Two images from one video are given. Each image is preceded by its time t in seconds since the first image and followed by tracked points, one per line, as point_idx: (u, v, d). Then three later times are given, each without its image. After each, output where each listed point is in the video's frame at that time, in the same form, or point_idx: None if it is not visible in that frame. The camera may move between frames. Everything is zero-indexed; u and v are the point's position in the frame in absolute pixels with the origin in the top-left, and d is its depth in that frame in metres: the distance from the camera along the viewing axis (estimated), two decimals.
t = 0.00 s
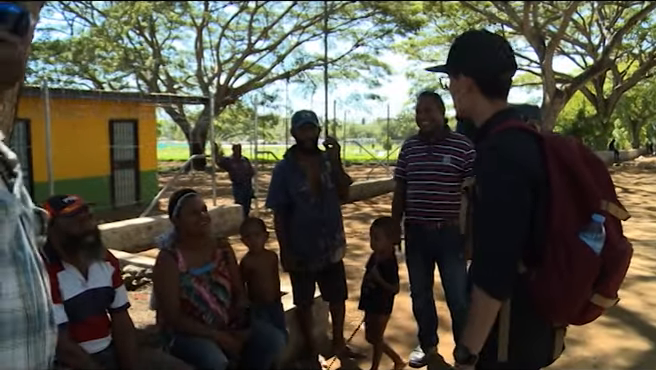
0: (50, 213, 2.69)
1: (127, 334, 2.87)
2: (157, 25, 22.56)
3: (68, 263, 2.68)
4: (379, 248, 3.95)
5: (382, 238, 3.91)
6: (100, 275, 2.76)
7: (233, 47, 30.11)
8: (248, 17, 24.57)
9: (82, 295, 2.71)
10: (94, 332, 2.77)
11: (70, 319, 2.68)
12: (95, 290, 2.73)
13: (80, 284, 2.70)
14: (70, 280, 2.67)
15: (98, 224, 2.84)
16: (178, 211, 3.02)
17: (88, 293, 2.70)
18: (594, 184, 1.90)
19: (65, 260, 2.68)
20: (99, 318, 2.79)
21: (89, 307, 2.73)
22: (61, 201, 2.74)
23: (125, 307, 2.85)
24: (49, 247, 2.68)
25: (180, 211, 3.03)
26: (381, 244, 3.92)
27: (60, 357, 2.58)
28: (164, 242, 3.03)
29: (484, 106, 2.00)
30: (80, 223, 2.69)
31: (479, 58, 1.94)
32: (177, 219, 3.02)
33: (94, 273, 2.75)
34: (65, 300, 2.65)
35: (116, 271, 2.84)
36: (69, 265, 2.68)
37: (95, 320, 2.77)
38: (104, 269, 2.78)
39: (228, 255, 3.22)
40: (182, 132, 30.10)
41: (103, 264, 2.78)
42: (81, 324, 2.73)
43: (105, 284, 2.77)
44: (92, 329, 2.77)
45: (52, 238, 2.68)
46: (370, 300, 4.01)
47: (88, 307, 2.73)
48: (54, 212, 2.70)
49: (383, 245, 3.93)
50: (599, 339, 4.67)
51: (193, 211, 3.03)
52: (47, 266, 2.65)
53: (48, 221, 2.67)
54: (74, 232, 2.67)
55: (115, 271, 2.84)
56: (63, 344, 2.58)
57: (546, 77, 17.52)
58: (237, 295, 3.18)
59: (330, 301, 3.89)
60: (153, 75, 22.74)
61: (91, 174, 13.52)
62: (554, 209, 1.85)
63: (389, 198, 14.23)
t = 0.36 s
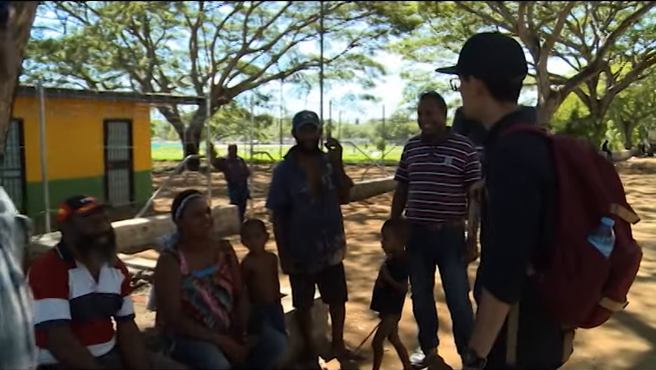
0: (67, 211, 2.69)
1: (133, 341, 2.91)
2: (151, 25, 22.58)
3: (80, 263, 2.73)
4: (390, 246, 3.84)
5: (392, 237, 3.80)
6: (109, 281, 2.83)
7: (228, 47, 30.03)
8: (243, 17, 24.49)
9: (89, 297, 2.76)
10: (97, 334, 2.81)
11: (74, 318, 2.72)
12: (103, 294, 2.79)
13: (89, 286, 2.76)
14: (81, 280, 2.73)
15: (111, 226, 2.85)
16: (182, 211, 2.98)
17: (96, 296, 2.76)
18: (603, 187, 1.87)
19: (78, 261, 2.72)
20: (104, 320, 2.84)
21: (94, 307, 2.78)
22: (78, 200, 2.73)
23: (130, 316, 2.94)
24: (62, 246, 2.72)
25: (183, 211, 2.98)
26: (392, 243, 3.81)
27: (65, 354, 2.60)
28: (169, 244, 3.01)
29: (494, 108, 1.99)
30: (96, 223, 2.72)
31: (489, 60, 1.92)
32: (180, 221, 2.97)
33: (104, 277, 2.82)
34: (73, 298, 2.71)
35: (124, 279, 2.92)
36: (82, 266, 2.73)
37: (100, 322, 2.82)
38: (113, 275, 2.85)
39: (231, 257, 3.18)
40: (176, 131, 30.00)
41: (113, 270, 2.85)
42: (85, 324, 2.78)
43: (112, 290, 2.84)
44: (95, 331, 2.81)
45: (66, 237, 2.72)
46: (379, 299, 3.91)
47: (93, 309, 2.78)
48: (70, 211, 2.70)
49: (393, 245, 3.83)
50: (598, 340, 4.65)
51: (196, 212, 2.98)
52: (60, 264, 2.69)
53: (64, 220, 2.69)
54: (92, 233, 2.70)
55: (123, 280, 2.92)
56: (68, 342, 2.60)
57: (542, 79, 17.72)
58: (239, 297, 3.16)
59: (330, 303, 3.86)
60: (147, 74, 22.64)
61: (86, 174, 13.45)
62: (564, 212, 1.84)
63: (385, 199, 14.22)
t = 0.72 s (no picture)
0: (63, 211, 2.71)
1: (124, 345, 2.90)
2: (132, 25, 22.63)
3: (76, 264, 2.67)
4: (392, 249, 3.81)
5: (393, 242, 3.80)
6: (102, 284, 2.79)
7: (209, 48, 29.89)
8: (225, 17, 24.38)
9: (84, 300, 2.72)
10: (93, 340, 2.77)
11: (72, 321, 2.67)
12: (96, 297, 2.76)
13: (84, 287, 2.72)
14: (77, 281, 2.68)
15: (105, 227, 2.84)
16: (173, 214, 2.99)
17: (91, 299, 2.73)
18: (592, 198, 1.85)
19: (74, 262, 2.67)
20: (99, 323, 2.80)
21: (89, 309, 2.75)
22: (75, 202, 2.75)
23: (121, 319, 2.90)
24: (57, 247, 2.68)
25: (175, 214, 3.00)
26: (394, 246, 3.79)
27: (66, 356, 2.55)
28: (158, 247, 3.00)
29: (491, 113, 1.96)
30: (93, 224, 2.72)
31: (484, 68, 1.92)
32: (172, 224, 2.98)
33: (98, 279, 2.77)
34: (70, 300, 2.66)
35: (116, 282, 2.89)
36: (77, 267, 2.68)
37: (95, 324, 2.78)
38: (106, 279, 2.82)
39: (221, 261, 3.17)
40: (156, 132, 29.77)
41: (106, 273, 2.82)
42: (83, 326, 2.73)
43: (105, 293, 2.81)
44: (92, 335, 2.76)
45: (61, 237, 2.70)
46: (386, 301, 3.87)
47: (89, 312, 2.75)
48: (67, 212, 2.72)
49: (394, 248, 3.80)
50: (584, 341, 4.67)
51: (189, 215, 3.01)
52: (55, 265, 2.63)
53: (61, 221, 2.69)
54: (91, 233, 2.70)
55: (114, 283, 2.89)
56: (71, 344, 2.57)
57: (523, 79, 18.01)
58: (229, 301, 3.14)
59: (318, 306, 3.83)
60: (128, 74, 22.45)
61: (66, 175, 13.27)
62: (551, 219, 1.82)
63: (367, 201, 14.24)
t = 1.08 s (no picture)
0: (48, 212, 2.62)
1: (113, 347, 2.85)
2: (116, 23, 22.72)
3: (61, 266, 2.62)
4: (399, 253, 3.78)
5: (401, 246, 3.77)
6: (89, 286, 2.74)
7: (195, 47, 29.80)
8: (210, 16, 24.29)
9: (69, 302, 2.67)
10: (80, 343, 2.73)
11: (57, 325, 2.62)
12: (82, 299, 2.71)
13: (70, 290, 2.66)
14: (61, 284, 2.63)
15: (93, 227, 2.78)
16: (166, 213, 2.96)
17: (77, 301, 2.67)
18: (570, 198, 1.82)
19: (59, 266, 2.61)
20: (86, 326, 2.76)
21: (75, 312, 2.70)
22: (61, 202, 2.67)
23: (109, 320, 2.86)
24: (42, 249, 2.62)
25: (168, 214, 2.97)
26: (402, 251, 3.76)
27: (53, 362, 2.51)
28: (149, 247, 2.97)
29: (480, 112, 1.97)
30: (80, 225, 2.65)
31: (472, 70, 1.93)
32: (165, 224, 2.95)
33: (84, 281, 2.72)
34: (55, 304, 2.61)
35: (103, 283, 2.84)
36: (62, 269, 2.63)
37: (81, 326, 2.73)
38: (93, 280, 2.76)
39: (213, 262, 3.15)
40: (141, 131, 29.62)
41: (93, 274, 2.77)
42: (69, 329, 2.69)
43: (92, 294, 2.76)
44: (79, 339, 2.72)
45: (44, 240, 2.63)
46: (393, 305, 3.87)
47: (76, 315, 2.70)
48: (52, 213, 2.63)
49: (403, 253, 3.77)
50: (573, 341, 4.68)
51: (184, 215, 2.99)
52: (39, 268, 2.58)
53: (45, 222, 2.61)
54: (77, 234, 2.63)
55: (102, 285, 2.83)
56: (57, 348, 2.53)
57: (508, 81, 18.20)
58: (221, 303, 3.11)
59: (309, 307, 3.80)
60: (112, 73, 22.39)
61: (50, 174, 13.11)
62: (527, 220, 1.80)
63: (353, 201, 14.25)
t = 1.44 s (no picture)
0: (38, 211, 2.54)
1: (106, 346, 2.81)
2: (109, 20, 22.73)
3: (48, 268, 2.55)
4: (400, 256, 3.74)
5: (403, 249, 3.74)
6: (79, 286, 2.68)
7: (188, 45, 29.77)
8: (204, 14, 24.25)
9: (59, 304, 2.61)
10: (72, 346, 2.65)
11: (45, 329, 2.55)
12: (72, 300, 2.65)
13: (59, 292, 2.59)
14: (48, 287, 2.55)
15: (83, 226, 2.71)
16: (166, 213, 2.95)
17: (66, 303, 2.61)
18: (525, 183, 1.77)
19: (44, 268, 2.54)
20: (77, 327, 2.69)
21: (65, 314, 2.62)
22: (51, 201, 2.59)
23: (101, 320, 2.81)
24: (28, 251, 2.54)
25: (165, 212, 2.97)
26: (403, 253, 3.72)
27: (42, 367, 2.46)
28: (145, 247, 2.94)
29: (450, 111, 1.93)
30: (71, 223, 2.58)
31: (441, 68, 1.89)
32: (163, 223, 2.93)
33: (73, 282, 2.66)
34: (42, 308, 2.54)
35: (94, 282, 2.78)
36: (49, 270, 2.56)
37: (72, 328, 2.67)
38: (82, 280, 2.70)
39: (209, 262, 3.13)
40: (133, 129, 29.54)
41: (82, 273, 2.70)
42: (60, 332, 2.62)
43: (82, 294, 2.70)
44: (71, 341, 2.66)
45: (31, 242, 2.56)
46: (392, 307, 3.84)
47: (66, 317, 2.63)
48: (42, 212, 2.55)
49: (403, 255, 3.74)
50: (569, 342, 4.68)
51: (185, 212, 3.01)
52: (24, 272, 2.51)
53: (34, 222, 2.53)
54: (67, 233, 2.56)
55: (92, 284, 2.77)
56: (45, 354, 2.47)
57: (501, 81, 18.30)
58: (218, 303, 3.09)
59: (305, 307, 3.79)
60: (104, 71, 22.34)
61: (42, 172, 13.03)
62: (482, 209, 1.78)
63: (347, 200, 14.25)
